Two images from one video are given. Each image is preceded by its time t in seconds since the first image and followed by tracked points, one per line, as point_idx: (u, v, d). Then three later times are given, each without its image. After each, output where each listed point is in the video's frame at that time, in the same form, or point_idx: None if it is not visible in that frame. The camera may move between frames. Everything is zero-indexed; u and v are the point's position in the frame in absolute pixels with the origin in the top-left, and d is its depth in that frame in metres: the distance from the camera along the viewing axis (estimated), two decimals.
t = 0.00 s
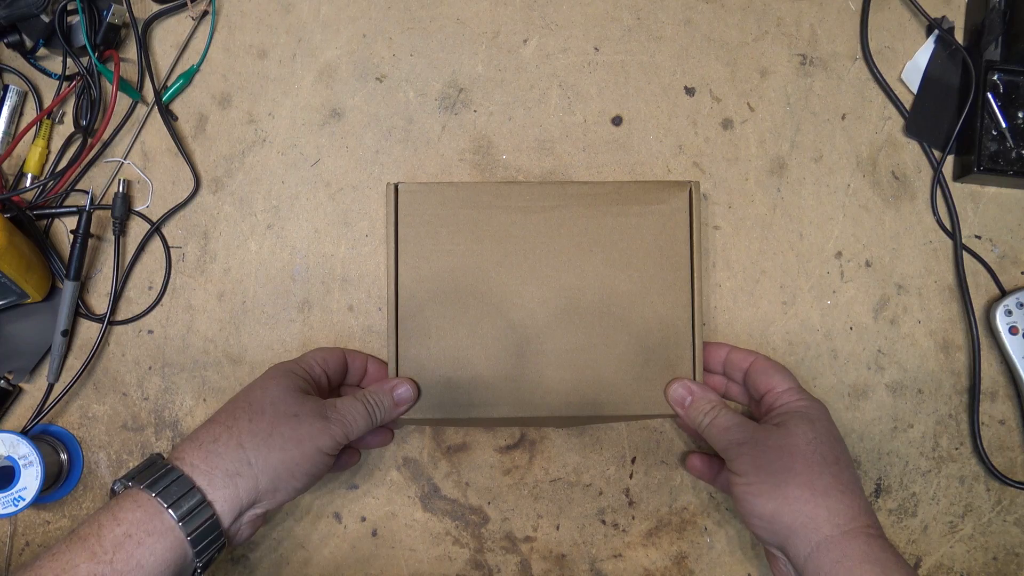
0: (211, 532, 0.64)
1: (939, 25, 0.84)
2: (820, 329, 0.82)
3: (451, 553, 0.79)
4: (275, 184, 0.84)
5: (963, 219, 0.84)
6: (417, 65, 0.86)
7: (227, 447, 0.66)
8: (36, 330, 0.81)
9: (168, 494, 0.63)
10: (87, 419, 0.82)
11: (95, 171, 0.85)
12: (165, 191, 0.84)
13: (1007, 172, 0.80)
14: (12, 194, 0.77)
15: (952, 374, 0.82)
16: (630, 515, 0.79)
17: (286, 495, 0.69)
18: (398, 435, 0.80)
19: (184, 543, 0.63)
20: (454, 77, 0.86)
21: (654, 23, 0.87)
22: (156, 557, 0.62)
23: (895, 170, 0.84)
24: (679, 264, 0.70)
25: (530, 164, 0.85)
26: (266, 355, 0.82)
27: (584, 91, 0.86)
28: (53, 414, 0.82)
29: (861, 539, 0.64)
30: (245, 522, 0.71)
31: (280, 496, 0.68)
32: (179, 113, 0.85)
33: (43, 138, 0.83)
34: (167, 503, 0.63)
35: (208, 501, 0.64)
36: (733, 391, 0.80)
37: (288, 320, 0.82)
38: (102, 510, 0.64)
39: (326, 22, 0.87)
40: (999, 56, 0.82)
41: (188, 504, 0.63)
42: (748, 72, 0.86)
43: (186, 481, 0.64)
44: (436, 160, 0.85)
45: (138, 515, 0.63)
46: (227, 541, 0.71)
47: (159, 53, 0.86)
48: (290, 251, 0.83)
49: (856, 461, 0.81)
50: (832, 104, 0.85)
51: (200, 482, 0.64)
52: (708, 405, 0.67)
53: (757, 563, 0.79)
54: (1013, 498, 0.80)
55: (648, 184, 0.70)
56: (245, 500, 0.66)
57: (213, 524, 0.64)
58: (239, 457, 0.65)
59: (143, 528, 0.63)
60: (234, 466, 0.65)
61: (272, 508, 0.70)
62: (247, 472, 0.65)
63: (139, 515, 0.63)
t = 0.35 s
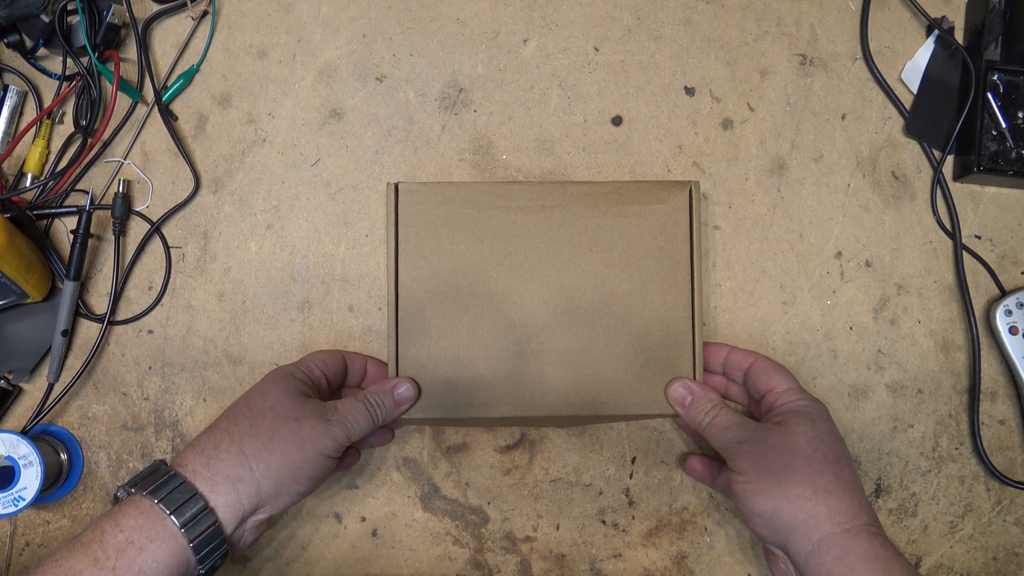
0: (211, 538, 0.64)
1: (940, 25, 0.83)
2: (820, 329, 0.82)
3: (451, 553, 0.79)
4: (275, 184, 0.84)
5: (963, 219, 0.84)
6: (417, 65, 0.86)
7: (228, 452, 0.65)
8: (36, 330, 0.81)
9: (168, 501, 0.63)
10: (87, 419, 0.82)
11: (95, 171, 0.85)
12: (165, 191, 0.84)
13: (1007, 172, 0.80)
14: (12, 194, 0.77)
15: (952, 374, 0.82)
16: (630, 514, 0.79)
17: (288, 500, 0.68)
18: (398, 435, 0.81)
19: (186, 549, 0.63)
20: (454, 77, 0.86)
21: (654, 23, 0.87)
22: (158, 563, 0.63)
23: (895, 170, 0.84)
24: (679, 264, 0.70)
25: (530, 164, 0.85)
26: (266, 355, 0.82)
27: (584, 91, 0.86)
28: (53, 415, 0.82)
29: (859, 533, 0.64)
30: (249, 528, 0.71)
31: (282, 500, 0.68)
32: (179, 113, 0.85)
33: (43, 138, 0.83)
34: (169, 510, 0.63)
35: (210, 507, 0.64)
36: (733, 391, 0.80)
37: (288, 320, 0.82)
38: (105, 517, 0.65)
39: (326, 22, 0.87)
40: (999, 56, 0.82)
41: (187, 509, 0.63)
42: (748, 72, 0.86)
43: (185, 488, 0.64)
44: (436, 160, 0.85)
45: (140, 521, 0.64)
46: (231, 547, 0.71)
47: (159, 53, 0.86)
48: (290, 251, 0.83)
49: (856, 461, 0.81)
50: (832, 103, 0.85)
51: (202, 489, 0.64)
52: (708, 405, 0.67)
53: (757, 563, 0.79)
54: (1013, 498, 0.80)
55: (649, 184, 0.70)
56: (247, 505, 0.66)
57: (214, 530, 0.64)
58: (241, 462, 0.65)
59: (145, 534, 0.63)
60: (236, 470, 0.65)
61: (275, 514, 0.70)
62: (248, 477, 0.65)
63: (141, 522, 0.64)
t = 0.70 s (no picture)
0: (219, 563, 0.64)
1: (940, 25, 0.83)
2: (820, 329, 0.82)
3: (451, 553, 0.79)
4: (275, 184, 0.84)
5: (963, 218, 0.84)
6: (417, 65, 0.86)
7: (235, 476, 0.66)
8: (35, 330, 0.81)
9: (176, 528, 0.64)
10: (87, 419, 0.82)
11: (95, 171, 0.85)
12: (165, 191, 0.84)
13: (1007, 172, 0.80)
14: (12, 194, 0.77)
15: (952, 374, 0.82)
16: (630, 515, 0.79)
17: (302, 516, 0.68)
18: (398, 435, 0.81)
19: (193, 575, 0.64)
20: (454, 77, 0.86)
21: (654, 23, 0.87)
22: None
23: (895, 170, 0.84)
24: (680, 264, 0.70)
25: (530, 164, 0.85)
26: (266, 355, 0.82)
27: (584, 90, 0.86)
28: (53, 414, 0.81)
29: (863, 531, 0.64)
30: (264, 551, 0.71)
31: (295, 519, 0.68)
32: (179, 113, 0.85)
33: (43, 138, 0.83)
34: (177, 536, 0.64)
35: (219, 532, 0.64)
36: (735, 394, 0.80)
37: (288, 320, 0.82)
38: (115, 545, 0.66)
39: (326, 22, 0.87)
40: (999, 57, 0.82)
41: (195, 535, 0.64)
42: (748, 72, 0.86)
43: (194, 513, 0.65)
44: (435, 160, 0.85)
45: (148, 547, 0.64)
46: (244, 574, 0.71)
47: (159, 53, 0.86)
48: (290, 251, 0.83)
49: (856, 461, 0.81)
50: (832, 103, 0.85)
51: (211, 514, 0.65)
52: (709, 403, 0.67)
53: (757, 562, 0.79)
54: (1013, 498, 0.80)
55: (649, 184, 0.70)
56: (258, 527, 0.66)
57: (225, 554, 0.64)
58: (248, 485, 0.65)
59: (152, 560, 0.64)
60: (244, 493, 0.65)
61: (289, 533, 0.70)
62: (257, 499, 0.65)
63: (149, 547, 0.64)
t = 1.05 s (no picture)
0: None
1: (940, 25, 0.83)
2: (820, 329, 0.82)
3: (451, 553, 0.79)
4: (275, 184, 0.84)
5: (963, 218, 0.84)
6: (417, 65, 0.86)
7: (239, 496, 0.65)
8: (35, 330, 0.81)
9: (184, 550, 0.63)
10: (87, 419, 0.82)
11: (95, 171, 0.85)
12: (165, 191, 0.84)
13: (1007, 172, 0.80)
14: (12, 193, 0.77)
15: (952, 374, 0.82)
16: (630, 514, 0.79)
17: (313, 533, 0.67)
18: (398, 435, 0.81)
19: None
20: (454, 76, 0.86)
21: (654, 23, 0.87)
22: None
23: (895, 170, 0.84)
24: (680, 262, 0.70)
25: (530, 164, 0.85)
26: (266, 355, 0.82)
27: (584, 90, 0.86)
28: (53, 414, 0.81)
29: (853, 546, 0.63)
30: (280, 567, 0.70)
31: (306, 535, 0.67)
32: (179, 113, 0.85)
33: (43, 138, 0.83)
34: (185, 560, 0.62)
35: (229, 553, 0.64)
36: (744, 402, 0.79)
37: (288, 320, 0.82)
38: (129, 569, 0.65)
39: (326, 22, 0.87)
40: (999, 57, 0.82)
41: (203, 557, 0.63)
42: (748, 72, 0.86)
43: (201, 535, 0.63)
44: (436, 160, 0.85)
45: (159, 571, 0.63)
46: None
47: (159, 53, 0.86)
48: (289, 251, 0.83)
49: (856, 461, 0.81)
50: (832, 103, 0.85)
51: (219, 536, 0.64)
52: (709, 402, 0.67)
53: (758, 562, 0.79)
54: (1013, 498, 0.80)
55: (649, 182, 0.70)
56: (267, 547, 0.65)
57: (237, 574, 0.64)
58: (254, 505, 0.65)
59: None
60: (251, 514, 0.64)
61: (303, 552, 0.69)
62: (264, 518, 0.64)
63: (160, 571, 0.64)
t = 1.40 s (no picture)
0: None
1: (940, 25, 0.83)
2: (820, 329, 0.82)
3: (451, 553, 0.79)
4: (275, 184, 0.84)
5: (963, 219, 0.84)
6: (417, 65, 0.86)
7: (252, 503, 0.65)
8: (35, 330, 0.81)
9: (204, 555, 0.63)
10: (87, 419, 0.82)
11: (95, 171, 0.85)
12: (165, 191, 0.84)
13: (1007, 172, 0.80)
14: (12, 193, 0.77)
15: (952, 374, 0.82)
16: (630, 515, 0.79)
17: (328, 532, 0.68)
18: (398, 435, 0.80)
19: None
20: (454, 77, 0.86)
21: (654, 24, 0.87)
22: None
23: (895, 170, 0.84)
24: (678, 257, 0.70)
25: (530, 164, 0.85)
26: (266, 355, 0.82)
27: (584, 90, 0.86)
28: (53, 415, 0.81)
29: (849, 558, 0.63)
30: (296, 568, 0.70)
31: (322, 535, 0.67)
32: (179, 113, 0.85)
33: (43, 138, 0.83)
34: (204, 565, 0.63)
35: (246, 558, 0.64)
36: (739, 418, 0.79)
37: (288, 320, 0.82)
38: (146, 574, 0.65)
39: (326, 22, 0.87)
40: (999, 57, 0.82)
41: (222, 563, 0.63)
42: (748, 72, 0.86)
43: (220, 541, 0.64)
44: (436, 160, 0.85)
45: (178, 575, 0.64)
46: None
47: (159, 53, 0.86)
48: (290, 251, 0.83)
49: (856, 461, 0.81)
50: (832, 103, 0.85)
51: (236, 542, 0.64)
52: (710, 402, 0.67)
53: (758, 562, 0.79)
54: (1013, 498, 0.80)
55: (649, 178, 0.71)
56: (283, 552, 0.65)
57: None
58: (266, 511, 0.65)
59: None
60: (264, 520, 0.65)
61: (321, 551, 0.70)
62: (276, 523, 0.65)
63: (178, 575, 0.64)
